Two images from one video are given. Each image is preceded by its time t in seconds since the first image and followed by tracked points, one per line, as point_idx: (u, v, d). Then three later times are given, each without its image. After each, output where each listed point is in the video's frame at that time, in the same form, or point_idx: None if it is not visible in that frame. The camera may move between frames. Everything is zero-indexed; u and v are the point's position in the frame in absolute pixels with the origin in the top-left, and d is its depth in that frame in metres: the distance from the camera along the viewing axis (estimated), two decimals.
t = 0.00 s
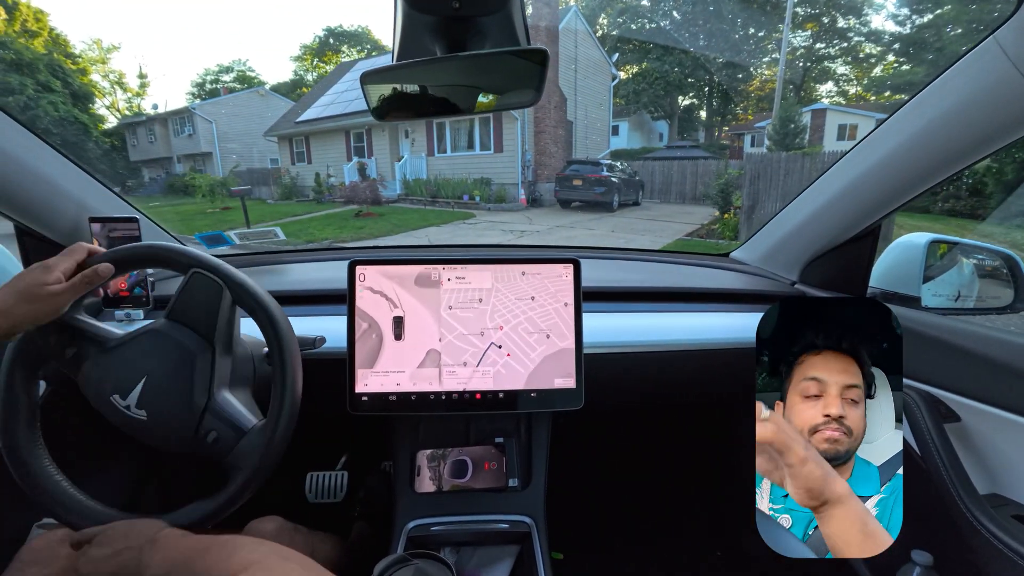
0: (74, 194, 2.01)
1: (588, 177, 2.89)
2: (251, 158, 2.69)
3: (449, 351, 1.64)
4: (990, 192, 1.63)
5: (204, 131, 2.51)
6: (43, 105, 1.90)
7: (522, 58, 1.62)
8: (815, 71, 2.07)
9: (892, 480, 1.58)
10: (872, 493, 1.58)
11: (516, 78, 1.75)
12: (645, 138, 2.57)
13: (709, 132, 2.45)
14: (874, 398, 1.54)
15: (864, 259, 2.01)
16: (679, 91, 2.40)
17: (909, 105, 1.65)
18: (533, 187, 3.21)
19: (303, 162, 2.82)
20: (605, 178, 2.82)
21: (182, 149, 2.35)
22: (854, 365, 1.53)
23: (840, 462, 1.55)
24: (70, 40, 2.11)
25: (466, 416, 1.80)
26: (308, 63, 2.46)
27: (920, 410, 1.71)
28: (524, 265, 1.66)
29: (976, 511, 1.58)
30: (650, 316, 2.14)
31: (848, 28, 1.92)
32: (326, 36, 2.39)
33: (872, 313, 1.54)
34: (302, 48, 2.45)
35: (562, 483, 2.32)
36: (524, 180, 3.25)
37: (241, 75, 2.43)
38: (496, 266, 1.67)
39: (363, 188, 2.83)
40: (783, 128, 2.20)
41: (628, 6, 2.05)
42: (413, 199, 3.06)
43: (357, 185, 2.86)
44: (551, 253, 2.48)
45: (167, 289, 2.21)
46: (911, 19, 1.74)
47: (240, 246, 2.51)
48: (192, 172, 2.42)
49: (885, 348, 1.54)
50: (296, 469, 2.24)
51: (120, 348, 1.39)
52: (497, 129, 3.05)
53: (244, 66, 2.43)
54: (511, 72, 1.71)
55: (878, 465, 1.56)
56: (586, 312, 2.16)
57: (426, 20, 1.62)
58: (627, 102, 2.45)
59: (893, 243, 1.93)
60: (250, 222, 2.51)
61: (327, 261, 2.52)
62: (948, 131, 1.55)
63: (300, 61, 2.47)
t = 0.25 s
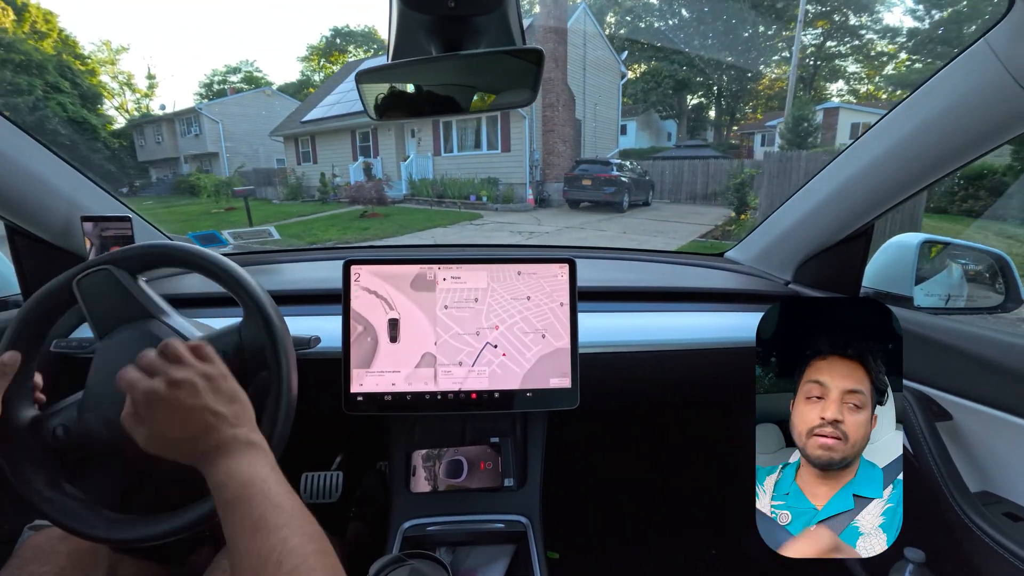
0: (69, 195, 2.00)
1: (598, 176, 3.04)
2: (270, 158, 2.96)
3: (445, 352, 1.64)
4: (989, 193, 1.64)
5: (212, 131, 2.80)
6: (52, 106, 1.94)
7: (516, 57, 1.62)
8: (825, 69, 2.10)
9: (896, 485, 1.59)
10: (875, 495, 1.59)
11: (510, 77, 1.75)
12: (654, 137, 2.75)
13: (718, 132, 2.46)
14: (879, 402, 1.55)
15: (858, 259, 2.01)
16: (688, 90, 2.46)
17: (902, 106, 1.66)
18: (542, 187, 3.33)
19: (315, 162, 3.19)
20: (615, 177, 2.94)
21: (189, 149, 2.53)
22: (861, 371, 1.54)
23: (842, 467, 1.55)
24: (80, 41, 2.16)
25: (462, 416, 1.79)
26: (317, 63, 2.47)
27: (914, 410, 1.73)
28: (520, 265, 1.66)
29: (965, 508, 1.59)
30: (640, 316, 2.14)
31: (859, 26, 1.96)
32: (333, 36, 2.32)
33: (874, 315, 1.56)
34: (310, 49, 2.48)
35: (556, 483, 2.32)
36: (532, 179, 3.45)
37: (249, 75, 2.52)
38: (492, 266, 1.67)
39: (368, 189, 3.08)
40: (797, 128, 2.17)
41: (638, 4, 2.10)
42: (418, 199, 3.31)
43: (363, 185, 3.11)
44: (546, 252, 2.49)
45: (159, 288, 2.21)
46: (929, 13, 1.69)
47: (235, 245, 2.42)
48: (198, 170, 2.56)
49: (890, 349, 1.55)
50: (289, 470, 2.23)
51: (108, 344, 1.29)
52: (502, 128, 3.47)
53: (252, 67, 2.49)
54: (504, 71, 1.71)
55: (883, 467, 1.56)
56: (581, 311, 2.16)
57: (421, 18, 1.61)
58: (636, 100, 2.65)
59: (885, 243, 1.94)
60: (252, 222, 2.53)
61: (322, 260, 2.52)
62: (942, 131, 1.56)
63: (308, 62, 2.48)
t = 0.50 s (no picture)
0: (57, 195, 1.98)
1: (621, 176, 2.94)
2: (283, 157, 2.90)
3: (438, 351, 1.64)
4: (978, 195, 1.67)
5: (232, 131, 2.72)
6: (80, 108, 2.04)
7: (510, 57, 1.62)
8: (853, 66, 2.00)
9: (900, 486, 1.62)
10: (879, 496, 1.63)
11: (505, 78, 1.75)
12: (674, 137, 2.74)
13: (741, 130, 2.47)
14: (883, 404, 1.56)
15: (848, 260, 2.04)
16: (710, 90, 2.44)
17: (891, 109, 1.67)
18: (561, 187, 3.21)
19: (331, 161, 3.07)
20: (639, 177, 2.91)
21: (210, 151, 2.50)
22: (865, 369, 1.55)
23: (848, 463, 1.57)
24: (107, 47, 2.25)
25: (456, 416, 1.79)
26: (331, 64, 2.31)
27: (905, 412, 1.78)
28: (514, 264, 1.66)
29: (954, 507, 1.62)
30: (633, 316, 2.15)
31: (890, 20, 1.83)
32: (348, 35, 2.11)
33: (875, 318, 1.58)
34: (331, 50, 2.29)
35: (550, 482, 2.33)
36: (551, 179, 3.30)
37: (269, 78, 2.56)
38: (486, 266, 1.66)
39: (386, 187, 2.99)
40: (826, 124, 1.93)
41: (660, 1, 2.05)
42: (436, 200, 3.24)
43: (379, 185, 3.01)
44: (539, 252, 2.49)
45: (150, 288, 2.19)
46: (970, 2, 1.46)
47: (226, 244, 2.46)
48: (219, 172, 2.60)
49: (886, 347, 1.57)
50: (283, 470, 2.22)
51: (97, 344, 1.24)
52: (522, 126, 3.54)
53: (273, 69, 2.55)
54: (499, 71, 1.71)
55: (886, 468, 1.59)
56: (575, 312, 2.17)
57: (415, 18, 1.61)
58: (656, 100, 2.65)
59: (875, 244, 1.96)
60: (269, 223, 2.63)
61: (316, 260, 2.50)
62: (932, 135, 1.57)
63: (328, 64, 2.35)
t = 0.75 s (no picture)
0: (55, 195, 1.98)
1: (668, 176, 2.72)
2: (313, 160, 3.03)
3: (436, 351, 1.64)
4: (973, 195, 1.69)
5: (271, 134, 2.95)
6: (134, 115, 2.30)
7: (507, 57, 1.62)
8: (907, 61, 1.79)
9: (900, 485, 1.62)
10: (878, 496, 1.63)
11: (502, 78, 1.75)
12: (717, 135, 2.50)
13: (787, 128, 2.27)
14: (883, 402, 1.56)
15: (845, 260, 2.04)
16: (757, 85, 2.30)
17: (887, 109, 1.67)
18: (604, 188, 2.95)
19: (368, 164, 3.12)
20: (687, 177, 2.63)
21: (253, 154, 2.61)
22: (845, 368, 1.56)
23: (838, 464, 1.59)
24: (160, 55, 2.45)
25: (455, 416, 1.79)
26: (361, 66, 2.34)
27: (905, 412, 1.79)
28: (517, 266, 1.66)
29: (952, 505, 1.62)
30: (629, 316, 2.15)
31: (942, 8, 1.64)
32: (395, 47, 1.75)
33: (875, 317, 1.57)
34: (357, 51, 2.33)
35: (550, 484, 2.35)
36: (593, 179, 3.00)
37: (310, 82, 2.63)
38: (484, 266, 1.66)
39: (423, 188, 2.97)
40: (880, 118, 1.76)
41: None
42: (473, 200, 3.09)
43: (415, 185, 2.99)
44: (536, 252, 2.49)
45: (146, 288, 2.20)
46: None
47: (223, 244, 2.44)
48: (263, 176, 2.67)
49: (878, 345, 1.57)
50: (280, 472, 2.22)
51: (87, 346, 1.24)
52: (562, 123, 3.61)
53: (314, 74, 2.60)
54: (497, 71, 1.71)
55: (886, 467, 1.59)
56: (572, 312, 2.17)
57: (412, 18, 1.60)
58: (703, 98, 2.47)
59: (871, 243, 1.95)
60: (305, 226, 2.59)
61: (312, 260, 2.49)
62: (927, 136, 1.58)
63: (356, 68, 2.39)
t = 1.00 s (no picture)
0: (54, 198, 1.98)
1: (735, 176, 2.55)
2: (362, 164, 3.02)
3: (436, 351, 1.64)
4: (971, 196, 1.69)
5: (327, 138, 2.73)
6: (199, 120, 2.37)
7: (508, 58, 1.62)
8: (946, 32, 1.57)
9: (896, 483, 1.62)
10: (874, 493, 1.63)
11: (502, 78, 1.75)
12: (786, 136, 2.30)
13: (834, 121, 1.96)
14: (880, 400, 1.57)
15: (842, 260, 2.05)
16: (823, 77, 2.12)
17: (886, 110, 1.67)
18: (662, 188, 2.90)
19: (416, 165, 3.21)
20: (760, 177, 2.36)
21: (307, 155, 2.69)
22: (821, 363, 1.59)
23: (829, 462, 1.60)
24: (225, 63, 2.39)
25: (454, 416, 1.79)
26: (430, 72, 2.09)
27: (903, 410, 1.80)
28: (515, 266, 1.66)
29: (949, 504, 1.62)
30: (627, 316, 2.15)
31: None
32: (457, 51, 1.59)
33: (870, 311, 1.57)
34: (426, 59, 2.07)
35: (550, 484, 2.34)
36: (650, 180, 3.07)
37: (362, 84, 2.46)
38: (483, 266, 1.66)
39: (471, 190, 3.10)
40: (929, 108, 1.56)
41: None
42: (524, 203, 3.21)
43: (465, 186, 3.12)
44: (537, 253, 2.48)
45: (146, 289, 2.20)
46: None
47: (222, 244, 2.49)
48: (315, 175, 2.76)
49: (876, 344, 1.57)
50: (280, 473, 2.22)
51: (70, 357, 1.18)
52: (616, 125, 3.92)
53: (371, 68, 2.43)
54: (496, 72, 1.71)
55: (882, 463, 1.59)
56: (571, 312, 2.17)
57: (411, 18, 1.60)
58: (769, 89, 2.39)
59: (870, 241, 1.97)
60: (353, 227, 2.63)
61: (311, 261, 2.48)
62: (925, 137, 1.58)
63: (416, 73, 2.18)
